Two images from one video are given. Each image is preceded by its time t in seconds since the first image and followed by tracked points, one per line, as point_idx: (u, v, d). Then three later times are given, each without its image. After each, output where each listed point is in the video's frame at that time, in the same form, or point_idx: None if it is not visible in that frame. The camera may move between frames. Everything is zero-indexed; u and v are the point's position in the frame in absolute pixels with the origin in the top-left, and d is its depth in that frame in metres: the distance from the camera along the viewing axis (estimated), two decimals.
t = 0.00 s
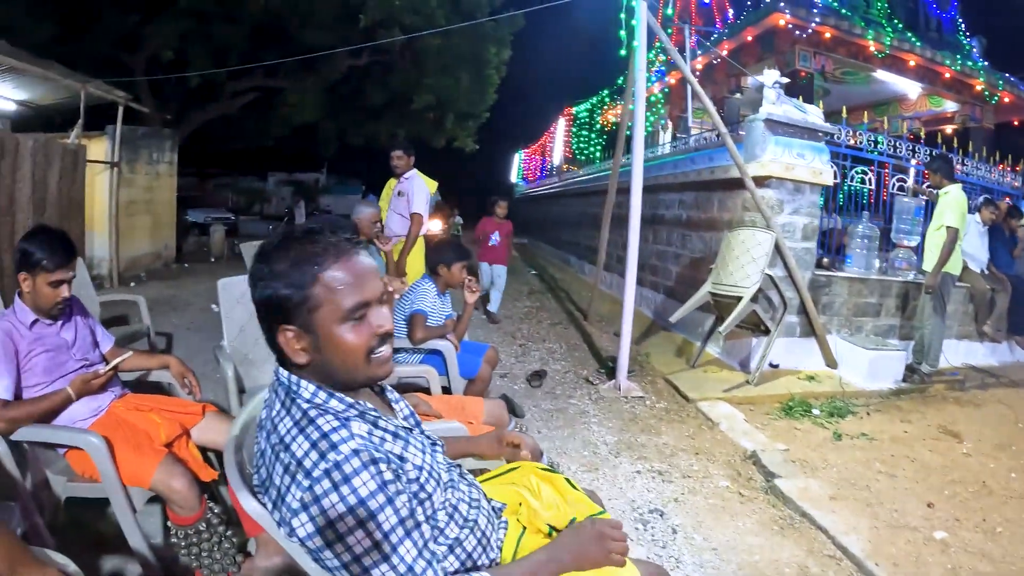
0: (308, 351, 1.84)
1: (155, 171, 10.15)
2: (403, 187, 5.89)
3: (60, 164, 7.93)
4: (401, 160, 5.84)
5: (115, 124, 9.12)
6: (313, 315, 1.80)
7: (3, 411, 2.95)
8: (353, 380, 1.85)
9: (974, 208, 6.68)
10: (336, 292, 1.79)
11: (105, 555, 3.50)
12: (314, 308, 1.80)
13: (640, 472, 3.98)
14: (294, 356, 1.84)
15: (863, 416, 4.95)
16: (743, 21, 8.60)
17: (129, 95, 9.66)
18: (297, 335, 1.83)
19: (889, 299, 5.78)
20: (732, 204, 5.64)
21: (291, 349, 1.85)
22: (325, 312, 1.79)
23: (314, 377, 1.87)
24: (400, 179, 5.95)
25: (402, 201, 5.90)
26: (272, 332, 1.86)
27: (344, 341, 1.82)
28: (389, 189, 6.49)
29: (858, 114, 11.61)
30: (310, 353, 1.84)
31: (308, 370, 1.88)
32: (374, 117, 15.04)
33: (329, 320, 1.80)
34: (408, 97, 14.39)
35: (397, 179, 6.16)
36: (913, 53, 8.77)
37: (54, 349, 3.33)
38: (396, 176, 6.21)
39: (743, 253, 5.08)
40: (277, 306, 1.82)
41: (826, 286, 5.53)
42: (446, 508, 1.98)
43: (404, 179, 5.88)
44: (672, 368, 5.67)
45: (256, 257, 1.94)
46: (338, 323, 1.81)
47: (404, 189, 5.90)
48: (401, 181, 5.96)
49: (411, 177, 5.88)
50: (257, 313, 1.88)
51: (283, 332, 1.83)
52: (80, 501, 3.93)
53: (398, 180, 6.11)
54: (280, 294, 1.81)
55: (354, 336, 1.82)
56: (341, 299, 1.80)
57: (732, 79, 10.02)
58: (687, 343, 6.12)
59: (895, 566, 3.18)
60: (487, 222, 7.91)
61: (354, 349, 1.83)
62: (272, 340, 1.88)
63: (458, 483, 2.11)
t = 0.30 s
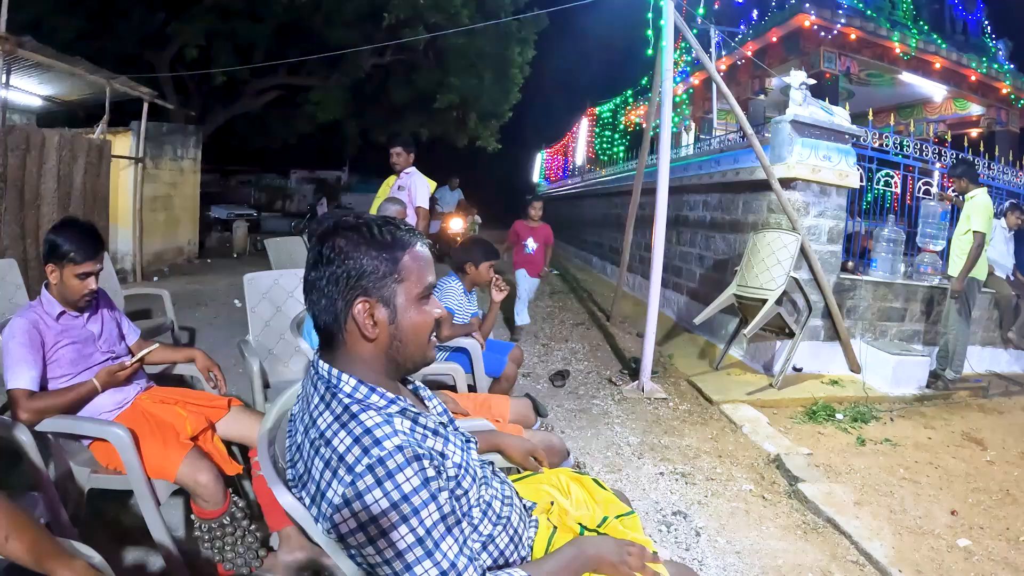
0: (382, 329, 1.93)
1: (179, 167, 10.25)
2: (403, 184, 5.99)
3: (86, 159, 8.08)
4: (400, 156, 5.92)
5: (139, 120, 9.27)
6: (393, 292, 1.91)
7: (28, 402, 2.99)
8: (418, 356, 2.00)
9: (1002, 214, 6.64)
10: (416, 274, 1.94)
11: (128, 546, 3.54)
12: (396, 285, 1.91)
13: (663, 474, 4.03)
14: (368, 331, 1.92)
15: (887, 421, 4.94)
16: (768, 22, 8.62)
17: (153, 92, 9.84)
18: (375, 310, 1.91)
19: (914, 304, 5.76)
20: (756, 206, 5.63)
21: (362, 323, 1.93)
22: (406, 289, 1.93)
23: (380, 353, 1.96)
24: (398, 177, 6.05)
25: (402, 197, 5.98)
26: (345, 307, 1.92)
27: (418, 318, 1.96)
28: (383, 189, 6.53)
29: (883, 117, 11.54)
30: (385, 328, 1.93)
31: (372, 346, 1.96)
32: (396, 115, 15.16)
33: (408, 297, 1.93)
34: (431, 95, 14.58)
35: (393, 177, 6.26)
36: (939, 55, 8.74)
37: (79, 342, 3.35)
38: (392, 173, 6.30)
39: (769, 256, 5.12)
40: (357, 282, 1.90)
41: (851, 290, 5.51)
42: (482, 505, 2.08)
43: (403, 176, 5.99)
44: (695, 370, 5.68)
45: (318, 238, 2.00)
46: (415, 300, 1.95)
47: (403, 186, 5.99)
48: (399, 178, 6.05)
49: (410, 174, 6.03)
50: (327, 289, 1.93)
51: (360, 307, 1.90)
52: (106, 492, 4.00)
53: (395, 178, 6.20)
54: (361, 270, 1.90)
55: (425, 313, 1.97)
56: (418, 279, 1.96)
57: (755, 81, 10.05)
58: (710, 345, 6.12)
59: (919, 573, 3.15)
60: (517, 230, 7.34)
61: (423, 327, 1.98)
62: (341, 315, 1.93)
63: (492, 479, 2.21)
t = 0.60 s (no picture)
0: (396, 320, 1.96)
1: (190, 166, 10.30)
2: (388, 182, 6.09)
3: (97, 158, 8.14)
4: (383, 154, 6.06)
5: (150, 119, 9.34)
6: (407, 286, 1.95)
7: (39, 396, 2.99)
8: (428, 351, 2.02)
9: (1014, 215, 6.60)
10: (431, 270, 1.98)
11: (136, 541, 3.56)
12: (410, 280, 1.95)
13: (671, 474, 4.03)
14: (380, 322, 1.94)
15: (896, 423, 4.93)
16: (778, 22, 8.62)
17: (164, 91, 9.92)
18: (388, 302, 1.94)
19: (924, 306, 5.73)
20: (766, 207, 5.62)
21: (376, 314, 1.95)
22: (418, 284, 1.96)
23: (391, 344, 1.97)
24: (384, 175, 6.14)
25: (389, 194, 6.05)
26: (360, 297, 1.94)
27: (429, 313, 2.00)
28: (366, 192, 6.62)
29: (893, 117, 11.50)
30: (398, 320, 1.96)
31: (384, 337, 1.98)
32: (406, 114, 15.22)
33: (421, 292, 1.97)
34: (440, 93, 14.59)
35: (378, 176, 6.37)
36: (950, 56, 8.71)
37: (90, 338, 3.38)
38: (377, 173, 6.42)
39: (778, 257, 5.11)
40: (373, 273, 1.93)
41: (861, 291, 5.50)
42: (488, 501, 2.08)
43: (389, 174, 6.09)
44: (704, 370, 5.68)
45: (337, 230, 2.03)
46: (427, 295, 1.98)
47: (389, 184, 6.09)
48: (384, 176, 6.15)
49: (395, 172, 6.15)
50: (343, 279, 1.96)
51: (374, 298, 1.93)
52: (114, 487, 4.02)
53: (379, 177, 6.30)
54: (376, 263, 1.94)
55: (436, 308, 2.01)
56: (431, 274, 1.99)
57: (765, 81, 10.04)
58: (719, 346, 6.10)
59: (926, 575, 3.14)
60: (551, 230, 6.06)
61: (434, 322, 2.01)
62: (355, 306, 1.96)
63: (499, 475, 2.22)
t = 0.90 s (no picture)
0: (411, 322, 1.96)
1: (203, 166, 10.36)
2: (378, 185, 6.07)
3: (111, 158, 8.21)
4: (377, 156, 6.02)
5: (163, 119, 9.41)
6: (422, 288, 1.95)
7: (53, 393, 3.03)
8: (443, 353, 2.02)
9: None
10: (446, 271, 1.98)
11: (147, 539, 3.58)
12: (424, 282, 1.95)
13: (683, 476, 4.03)
14: (395, 323, 1.94)
15: (908, 428, 4.90)
16: (791, 23, 8.62)
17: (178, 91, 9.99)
18: (403, 303, 1.94)
19: (937, 309, 5.70)
20: (780, 209, 5.60)
21: (390, 315, 1.95)
22: (433, 286, 1.96)
23: (406, 346, 1.97)
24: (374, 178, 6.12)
25: (377, 198, 6.03)
26: (375, 299, 1.95)
27: (444, 315, 1.99)
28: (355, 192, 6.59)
29: (907, 119, 11.45)
30: (412, 321, 1.96)
31: (399, 338, 1.98)
32: (418, 115, 15.28)
33: (435, 294, 1.97)
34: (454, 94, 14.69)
35: (368, 178, 6.35)
36: (964, 57, 8.67)
37: (106, 337, 3.40)
38: (369, 174, 6.38)
39: (791, 259, 5.09)
40: (388, 275, 1.94)
41: (874, 294, 5.48)
42: (502, 500, 2.08)
43: (380, 177, 6.07)
44: (716, 373, 5.67)
45: (353, 232, 2.04)
46: (441, 298, 1.98)
47: (379, 188, 6.07)
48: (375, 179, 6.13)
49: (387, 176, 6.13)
50: (358, 281, 1.96)
51: (389, 300, 1.93)
52: (127, 485, 4.05)
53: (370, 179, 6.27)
54: (392, 265, 1.94)
55: (451, 311, 2.01)
56: (446, 277, 1.99)
57: (778, 83, 10.03)
58: (731, 348, 6.08)
59: None
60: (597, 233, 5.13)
61: (448, 324, 2.01)
62: (370, 307, 1.96)
63: (513, 475, 2.22)
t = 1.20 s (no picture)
0: (434, 321, 1.96)
1: (220, 165, 10.42)
2: (376, 182, 5.63)
3: (129, 157, 8.31)
4: (375, 151, 5.54)
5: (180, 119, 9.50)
6: (445, 287, 1.95)
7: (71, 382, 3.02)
8: (466, 353, 2.02)
9: None
10: (470, 271, 1.98)
11: (164, 535, 3.61)
12: (448, 281, 1.95)
13: (699, 479, 4.04)
14: (418, 322, 1.95)
15: (926, 432, 4.87)
16: (809, 23, 8.63)
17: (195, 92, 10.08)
18: (427, 302, 1.94)
19: (955, 312, 5.66)
20: (797, 211, 5.58)
21: (414, 314, 1.96)
22: (457, 285, 1.96)
23: (429, 345, 1.98)
24: (372, 173, 5.67)
25: (375, 196, 5.60)
26: (398, 297, 1.95)
27: (468, 315, 1.99)
28: (350, 184, 6.16)
29: (925, 121, 11.36)
30: (436, 320, 1.96)
31: (421, 337, 1.98)
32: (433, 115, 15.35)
33: (459, 293, 1.97)
34: (471, 95, 14.78)
35: (365, 170, 5.88)
36: (982, 58, 8.63)
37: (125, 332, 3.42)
38: (365, 166, 5.92)
39: (809, 260, 5.06)
40: (412, 274, 1.94)
41: (892, 297, 5.45)
42: (523, 502, 2.09)
43: (378, 173, 5.62)
44: (732, 375, 5.66)
45: (377, 230, 2.05)
46: (465, 296, 1.98)
47: (377, 184, 5.63)
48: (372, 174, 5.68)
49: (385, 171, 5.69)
50: (382, 279, 1.97)
51: (413, 298, 1.94)
52: (144, 481, 4.08)
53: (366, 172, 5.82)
54: (416, 263, 1.95)
55: (475, 310, 2.01)
56: (470, 276, 1.99)
57: (795, 84, 10.03)
58: (748, 351, 6.05)
59: None
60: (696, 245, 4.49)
61: (472, 323, 2.01)
62: (393, 306, 1.97)
63: (534, 476, 2.22)
